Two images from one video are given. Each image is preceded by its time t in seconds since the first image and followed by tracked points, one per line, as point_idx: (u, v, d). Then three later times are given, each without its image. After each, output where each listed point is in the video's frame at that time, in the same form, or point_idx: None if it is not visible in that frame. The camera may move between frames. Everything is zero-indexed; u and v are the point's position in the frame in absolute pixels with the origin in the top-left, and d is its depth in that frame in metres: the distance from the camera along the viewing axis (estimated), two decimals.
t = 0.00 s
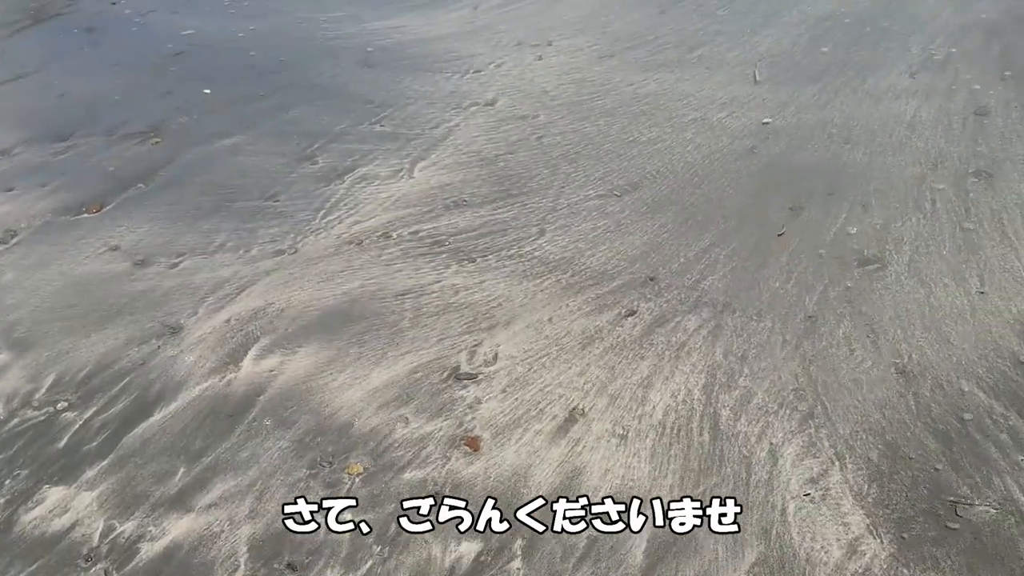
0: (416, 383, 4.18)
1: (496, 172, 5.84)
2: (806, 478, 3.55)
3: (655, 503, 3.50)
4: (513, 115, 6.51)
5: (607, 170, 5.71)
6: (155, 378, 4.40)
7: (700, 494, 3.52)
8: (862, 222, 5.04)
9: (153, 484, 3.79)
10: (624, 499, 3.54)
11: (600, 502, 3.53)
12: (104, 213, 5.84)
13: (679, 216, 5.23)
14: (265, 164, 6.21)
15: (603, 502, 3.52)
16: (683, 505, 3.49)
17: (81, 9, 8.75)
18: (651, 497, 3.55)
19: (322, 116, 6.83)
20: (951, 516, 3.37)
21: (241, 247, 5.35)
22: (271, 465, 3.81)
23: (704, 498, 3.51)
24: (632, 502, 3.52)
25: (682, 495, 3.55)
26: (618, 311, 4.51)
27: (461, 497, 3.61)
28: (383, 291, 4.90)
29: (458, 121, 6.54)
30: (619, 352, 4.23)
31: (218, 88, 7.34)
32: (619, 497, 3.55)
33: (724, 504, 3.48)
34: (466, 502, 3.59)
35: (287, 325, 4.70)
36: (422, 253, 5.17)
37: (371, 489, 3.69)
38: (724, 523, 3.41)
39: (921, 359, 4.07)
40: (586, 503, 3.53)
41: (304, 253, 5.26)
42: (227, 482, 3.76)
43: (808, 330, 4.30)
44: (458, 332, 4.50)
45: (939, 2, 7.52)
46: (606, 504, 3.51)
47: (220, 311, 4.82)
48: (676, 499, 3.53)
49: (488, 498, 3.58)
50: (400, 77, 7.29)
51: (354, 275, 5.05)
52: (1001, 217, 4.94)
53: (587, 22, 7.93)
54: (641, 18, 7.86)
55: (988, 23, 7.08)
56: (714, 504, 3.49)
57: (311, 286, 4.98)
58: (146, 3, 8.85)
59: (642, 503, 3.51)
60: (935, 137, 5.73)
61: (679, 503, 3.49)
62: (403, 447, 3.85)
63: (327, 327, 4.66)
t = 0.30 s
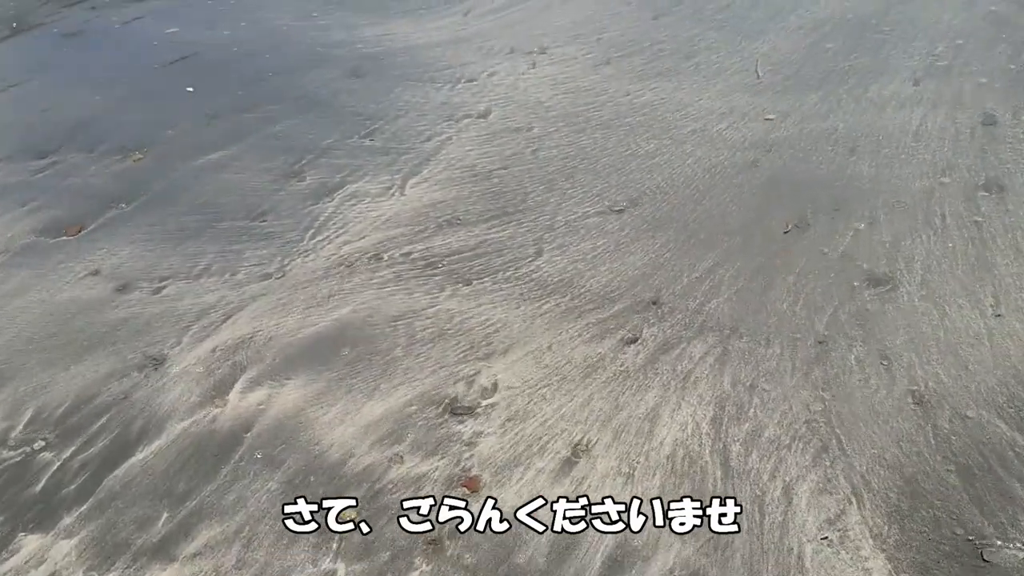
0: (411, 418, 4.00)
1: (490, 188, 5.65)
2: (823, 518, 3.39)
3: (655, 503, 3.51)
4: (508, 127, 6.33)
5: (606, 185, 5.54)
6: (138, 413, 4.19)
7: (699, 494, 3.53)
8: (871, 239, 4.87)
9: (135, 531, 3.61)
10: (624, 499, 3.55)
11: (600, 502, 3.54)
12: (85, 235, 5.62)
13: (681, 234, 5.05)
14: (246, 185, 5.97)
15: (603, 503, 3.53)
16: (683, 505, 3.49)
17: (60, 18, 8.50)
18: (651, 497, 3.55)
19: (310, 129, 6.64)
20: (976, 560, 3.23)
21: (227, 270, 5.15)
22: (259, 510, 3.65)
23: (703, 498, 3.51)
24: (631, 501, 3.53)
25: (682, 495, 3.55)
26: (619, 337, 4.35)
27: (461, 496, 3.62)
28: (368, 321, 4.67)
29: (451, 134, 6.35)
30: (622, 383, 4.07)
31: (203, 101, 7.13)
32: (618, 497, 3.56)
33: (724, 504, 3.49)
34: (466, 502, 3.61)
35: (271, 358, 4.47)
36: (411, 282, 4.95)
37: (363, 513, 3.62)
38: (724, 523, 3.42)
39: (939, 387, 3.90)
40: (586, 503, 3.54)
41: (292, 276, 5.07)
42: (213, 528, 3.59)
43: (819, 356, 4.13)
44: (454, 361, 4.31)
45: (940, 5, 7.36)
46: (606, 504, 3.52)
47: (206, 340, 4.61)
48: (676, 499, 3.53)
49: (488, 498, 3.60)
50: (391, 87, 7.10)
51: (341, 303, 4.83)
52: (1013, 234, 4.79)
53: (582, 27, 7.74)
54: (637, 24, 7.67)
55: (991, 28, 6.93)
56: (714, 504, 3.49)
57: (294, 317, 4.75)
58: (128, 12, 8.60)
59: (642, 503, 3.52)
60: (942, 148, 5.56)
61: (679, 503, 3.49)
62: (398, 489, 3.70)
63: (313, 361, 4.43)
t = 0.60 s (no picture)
0: (388, 443, 3.87)
1: (470, 196, 5.50)
2: (815, 547, 3.32)
3: (655, 503, 3.52)
4: (489, 131, 6.18)
5: (587, 191, 5.39)
6: (104, 439, 4.03)
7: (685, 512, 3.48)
8: (861, 246, 4.73)
9: (99, 568, 3.48)
10: (624, 499, 3.56)
11: (600, 502, 3.55)
12: (53, 249, 5.42)
13: (666, 242, 4.91)
14: (221, 196, 5.79)
15: (603, 502, 3.53)
16: (683, 505, 3.50)
17: (30, 20, 8.27)
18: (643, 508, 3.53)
19: (288, 134, 6.46)
20: None
21: (199, 286, 4.99)
22: (228, 544, 3.51)
23: (704, 498, 3.52)
24: (631, 501, 3.53)
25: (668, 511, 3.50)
26: (601, 353, 4.24)
27: (461, 496, 3.63)
28: (343, 340, 4.51)
29: (430, 140, 6.18)
30: (606, 404, 3.96)
31: (178, 106, 6.93)
32: (619, 496, 3.57)
33: (724, 504, 3.49)
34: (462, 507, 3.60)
35: (242, 379, 4.30)
36: (385, 299, 4.77)
37: (364, 512, 3.61)
38: (724, 523, 3.43)
39: (935, 403, 3.79)
40: (586, 503, 3.55)
41: (266, 291, 4.91)
42: (181, 564, 3.46)
43: (808, 371, 4.02)
44: (432, 381, 4.16)
45: None
46: (606, 504, 3.52)
47: (176, 361, 4.45)
48: (676, 499, 3.54)
49: (488, 498, 3.61)
50: (370, 90, 6.93)
51: (315, 321, 4.66)
52: (1007, 238, 4.66)
53: (565, 25, 7.57)
54: (621, 22, 7.50)
55: (980, 21, 6.79)
56: (714, 504, 3.50)
57: (267, 335, 4.59)
58: (96, 14, 8.34)
59: (641, 503, 3.53)
60: (933, 149, 5.43)
61: (679, 503, 3.50)
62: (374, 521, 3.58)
63: (285, 383, 4.26)
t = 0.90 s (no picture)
0: (348, 475, 3.73)
1: (438, 208, 5.35)
2: None
3: (652, 506, 3.52)
4: (457, 140, 6.02)
5: (556, 203, 5.25)
6: (51, 475, 3.85)
7: (651, 549, 3.41)
8: (838, 258, 4.59)
9: None
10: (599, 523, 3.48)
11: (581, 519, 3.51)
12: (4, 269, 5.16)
13: (637, 254, 4.77)
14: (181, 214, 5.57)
15: (602, 502, 3.53)
16: (683, 505, 3.50)
17: None
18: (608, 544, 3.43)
19: (254, 144, 6.26)
20: None
21: (155, 306, 4.80)
22: None
23: (680, 520, 3.47)
24: (632, 502, 3.53)
25: (634, 546, 3.42)
26: (569, 373, 4.10)
27: (461, 496, 3.61)
28: (300, 364, 4.33)
29: (397, 149, 6.01)
30: (573, 429, 3.83)
31: (140, 112, 6.68)
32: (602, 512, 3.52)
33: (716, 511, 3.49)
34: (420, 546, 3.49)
35: (196, 409, 4.12)
36: (344, 321, 4.57)
37: (321, 552, 3.50)
38: (724, 523, 3.45)
39: (913, 426, 3.72)
40: (586, 503, 3.55)
41: (225, 311, 4.72)
42: None
43: (783, 392, 3.90)
44: (394, 407, 4.00)
45: None
46: (606, 504, 3.53)
47: (128, 388, 4.27)
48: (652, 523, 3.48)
49: (488, 497, 3.59)
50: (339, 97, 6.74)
51: (273, 342, 4.49)
52: (985, 247, 4.55)
53: (536, 26, 7.40)
54: (593, 24, 7.34)
55: (954, 19, 6.68)
56: (714, 505, 3.51)
57: (224, 358, 4.40)
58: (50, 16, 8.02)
59: (631, 513, 3.51)
60: (909, 154, 5.31)
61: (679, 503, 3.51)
62: (334, 561, 3.47)
63: (240, 414, 4.08)
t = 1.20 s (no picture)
0: (317, 492, 3.64)
1: (412, 213, 5.24)
2: None
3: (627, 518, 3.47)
4: (431, 143, 5.92)
5: (530, 206, 5.15)
6: (13, 496, 3.75)
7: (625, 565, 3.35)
8: (817, 259, 4.51)
9: None
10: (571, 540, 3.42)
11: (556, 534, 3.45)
12: None
13: (614, 257, 4.68)
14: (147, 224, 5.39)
15: (602, 502, 3.50)
16: (682, 505, 3.48)
17: None
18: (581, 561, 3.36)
19: (237, 145, 6.11)
20: None
21: (121, 319, 4.62)
22: None
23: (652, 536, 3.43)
24: (632, 501, 3.50)
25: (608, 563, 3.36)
26: (547, 383, 3.98)
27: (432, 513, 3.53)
28: (271, 375, 4.18)
29: (371, 153, 5.88)
30: (549, 439, 3.74)
31: (122, 113, 6.50)
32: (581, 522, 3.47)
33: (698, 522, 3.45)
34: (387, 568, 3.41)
35: (161, 426, 4.01)
36: (317, 330, 4.36)
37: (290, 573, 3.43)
38: (724, 523, 3.43)
39: (895, 433, 3.68)
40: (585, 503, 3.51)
41: (193, 324, 4.52)
42: None
43: (763, 399, 3.84)
44: (366, 420, 3.88)
45: None
46: (604, 505, 3.49)
47: (93, 404, 4.14)
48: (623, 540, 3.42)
49: (488, 497, 3.55)
50: (325, 93, 6.55)
51: (243, 353, 4.31)
52: (964, 246, 4.49)
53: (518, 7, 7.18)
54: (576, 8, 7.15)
55: (931, 12, 6.61)
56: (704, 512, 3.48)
57: (192, 370, 4.25)
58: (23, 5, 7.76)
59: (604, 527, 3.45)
60: (886, 152, 5.24)
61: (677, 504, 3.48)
62: None
63: (207, 430, 3.97)
